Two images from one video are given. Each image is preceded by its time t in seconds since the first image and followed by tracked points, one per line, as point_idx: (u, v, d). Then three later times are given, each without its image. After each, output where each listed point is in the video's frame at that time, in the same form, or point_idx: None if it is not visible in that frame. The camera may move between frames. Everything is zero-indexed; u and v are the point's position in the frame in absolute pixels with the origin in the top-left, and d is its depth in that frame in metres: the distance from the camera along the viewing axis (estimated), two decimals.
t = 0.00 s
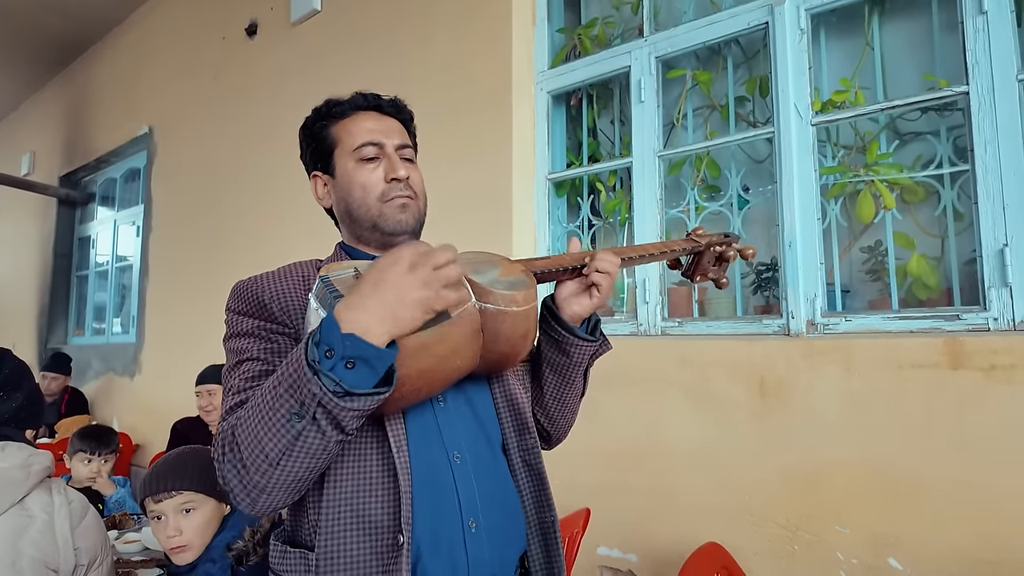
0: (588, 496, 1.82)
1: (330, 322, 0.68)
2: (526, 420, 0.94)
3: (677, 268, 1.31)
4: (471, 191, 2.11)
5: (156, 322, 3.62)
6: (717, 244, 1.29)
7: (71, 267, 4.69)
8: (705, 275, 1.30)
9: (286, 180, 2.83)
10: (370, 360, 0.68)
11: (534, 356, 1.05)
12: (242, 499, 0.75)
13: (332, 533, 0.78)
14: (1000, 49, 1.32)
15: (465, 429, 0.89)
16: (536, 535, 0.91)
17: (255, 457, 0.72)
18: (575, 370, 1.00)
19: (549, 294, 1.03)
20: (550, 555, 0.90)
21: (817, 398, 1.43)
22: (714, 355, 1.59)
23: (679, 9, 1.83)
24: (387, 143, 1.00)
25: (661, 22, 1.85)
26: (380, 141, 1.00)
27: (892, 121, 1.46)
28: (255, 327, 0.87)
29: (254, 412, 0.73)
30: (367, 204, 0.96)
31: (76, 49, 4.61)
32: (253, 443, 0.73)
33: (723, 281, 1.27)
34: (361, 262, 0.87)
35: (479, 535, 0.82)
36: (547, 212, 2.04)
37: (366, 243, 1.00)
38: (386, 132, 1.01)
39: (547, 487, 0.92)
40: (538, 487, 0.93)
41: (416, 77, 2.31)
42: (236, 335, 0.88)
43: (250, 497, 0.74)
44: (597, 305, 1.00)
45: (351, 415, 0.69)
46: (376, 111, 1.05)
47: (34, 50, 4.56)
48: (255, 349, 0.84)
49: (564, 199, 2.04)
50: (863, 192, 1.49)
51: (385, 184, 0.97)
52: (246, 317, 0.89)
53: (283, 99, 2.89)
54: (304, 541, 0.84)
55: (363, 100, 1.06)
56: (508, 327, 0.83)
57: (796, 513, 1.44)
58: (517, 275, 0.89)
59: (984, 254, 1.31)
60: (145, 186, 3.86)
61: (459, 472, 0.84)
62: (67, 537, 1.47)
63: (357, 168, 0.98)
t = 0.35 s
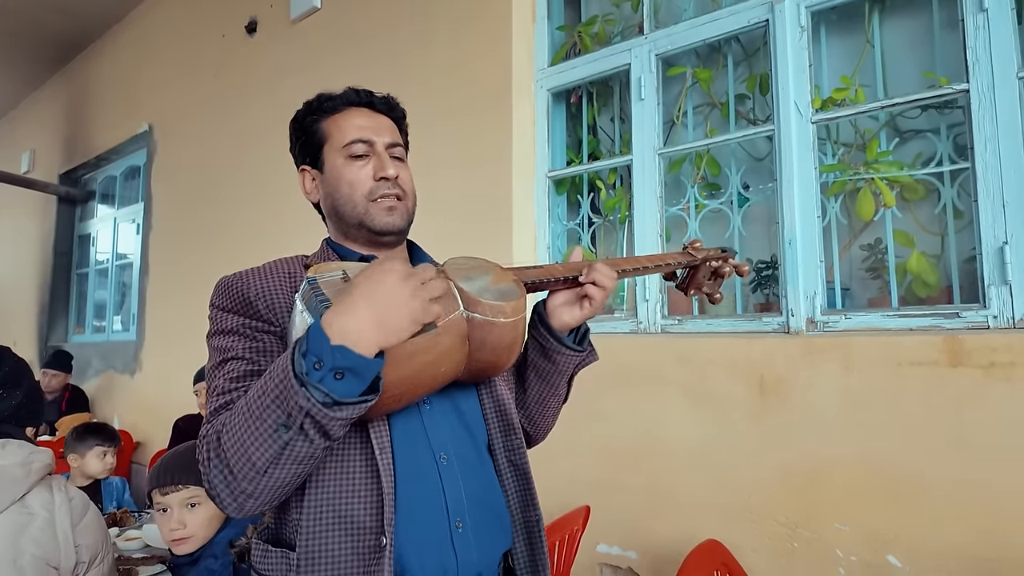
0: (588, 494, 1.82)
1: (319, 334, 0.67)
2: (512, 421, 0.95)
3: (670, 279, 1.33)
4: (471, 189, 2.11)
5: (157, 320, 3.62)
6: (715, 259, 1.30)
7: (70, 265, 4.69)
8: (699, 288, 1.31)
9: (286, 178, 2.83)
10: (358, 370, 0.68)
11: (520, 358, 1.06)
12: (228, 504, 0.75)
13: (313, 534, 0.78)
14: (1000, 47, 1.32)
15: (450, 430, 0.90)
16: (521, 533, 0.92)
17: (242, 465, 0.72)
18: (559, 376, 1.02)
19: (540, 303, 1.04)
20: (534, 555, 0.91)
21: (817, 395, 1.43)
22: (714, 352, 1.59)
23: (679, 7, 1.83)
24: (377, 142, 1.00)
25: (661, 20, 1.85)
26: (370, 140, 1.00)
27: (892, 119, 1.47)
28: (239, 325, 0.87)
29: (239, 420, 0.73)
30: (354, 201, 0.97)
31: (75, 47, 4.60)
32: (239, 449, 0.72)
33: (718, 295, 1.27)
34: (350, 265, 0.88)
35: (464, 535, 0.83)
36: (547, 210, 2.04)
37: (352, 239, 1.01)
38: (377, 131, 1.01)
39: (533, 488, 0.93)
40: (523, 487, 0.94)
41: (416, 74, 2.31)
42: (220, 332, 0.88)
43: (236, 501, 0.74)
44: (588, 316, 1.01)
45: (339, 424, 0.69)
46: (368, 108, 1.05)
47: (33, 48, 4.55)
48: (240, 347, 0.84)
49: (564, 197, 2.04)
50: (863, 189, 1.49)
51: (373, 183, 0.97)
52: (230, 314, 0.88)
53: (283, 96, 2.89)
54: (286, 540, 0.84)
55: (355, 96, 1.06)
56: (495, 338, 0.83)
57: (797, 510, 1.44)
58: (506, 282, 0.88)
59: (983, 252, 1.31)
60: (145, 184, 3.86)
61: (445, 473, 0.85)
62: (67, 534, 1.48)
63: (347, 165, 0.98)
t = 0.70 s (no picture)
0: (588, 492, 1.82)
1: (292, 330, 0.66)
2: (497, 424, 0.94)
3: (670, 279, 1.35)
4: (472, 188, 2.11)
5: (157, 318, 3.62)
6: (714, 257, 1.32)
7: (71, 263, 4.69)
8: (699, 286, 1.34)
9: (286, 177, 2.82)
10: (333, 369, 0.66)
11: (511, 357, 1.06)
12: (212, 502, 0.73)
13: (299, 538, 0.78)
14: (1001, 45, 1.31)
15: (437, 433, 0.90)
16: (502, 532, 0.92)
17: (222, 463, 0.71)
18: (550, 375, 1.02)
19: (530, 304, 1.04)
20: (515, 556, 0.92)
21: (817, 394, 1.43)
22: (714, 351, 1.60)
23: (680, 6, 1.82)
24: (364, 133, 1.01)
25: (662, 18, 1.85)
26: (357, 131, 1.01)
27: (893, 118, 1.47)
28: (230, 326, 0.86)
29: (221, 417, 0.72)
30: (341, 193, 0.98)
31: (75, 45, 4.60)
32: (220, 447, 0.71)
33: (717, 294, 1.31)
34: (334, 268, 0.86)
35: (450, 538, 0.84)
36: (548, 208, 2.04)
37: (341, 233, 1.01)
38: (363, 123, 1.02)
39: (514, 485, 0.93)
40: (506, 488, 0.93)
41: (416, 73, 2.31)
42: (210, 332, 0.88)
43: (219, 500, 0.73)
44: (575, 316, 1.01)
45: (314, 423, 0.67)
46: (355, 99, 1.07)
47: (34, 46, 4.55)
48: (229, 349, 0.84)
49: (564, 195, 2.04)
50: (863, 188, 1.49)
51: (359, 175, 0.98)
52: (220, 314, 0.88)
53: (283, 95, 2.89)
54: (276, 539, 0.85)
55: (342, 87, 1.07)
56: (481, 342, 0.84)
57: (797, 508, 1.44)
58: (494, 285, 0.90)
59: (984, 250, 1.31)
60: (145, 182, 3.86)
61: (430, 475, 0.85)
62: (71, 532, 1.48)
63: (333, 157, 0.99)
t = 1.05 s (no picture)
0: (588, 491, 1.82)
1: (275, 266, 0.69)
2: (491, 437, 0.92)
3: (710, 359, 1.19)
4: (472, 185, 2.11)
5: (157, 316, 3.62)
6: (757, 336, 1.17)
7: (70, 262, 4.68)
8: (743, 370, 1.18)
9: (286, 175, 2.82)
10: (308, 304, 0.68)
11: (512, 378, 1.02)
12: (175, 450, 0.72)
13: (264, 525, 0.78)
14: (1001, 43, 1.31)
15: (428, 438, 0.89)
16: (491, 544, 0.92)
17: (188, 401, 0.70)
18: (547, 409, 0.99)
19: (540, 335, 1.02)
20: (502, 562, 0.92)
21: (818, 392, 1.43)
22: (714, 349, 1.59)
23: (679, 3, 1.82)
24: (389, 132, 0.99)
25: (662, 15, 1.84)
26: (382, 130, 0.99)
27: (893, 115, 1.46)
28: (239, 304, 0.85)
29: (195, 357, 0.73)
30: (360, 191, 0.96)
31: (74, 43, 4.59)
32: (187, 387, 0.71)
33: (763, 381, 1.16)
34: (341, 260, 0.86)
35: (435, 545, 0.83)
36: (547, 206, 2.03)
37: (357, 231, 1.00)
38: (390, 121, 1.00)
39: (506, 504, 0.92)
40: (496, 503, 0.92)
41: (416, 70, 2.30)
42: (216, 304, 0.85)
43: (182, 447, 0.71)
44: (578, 350, 0.96)
45: (282, 357, 0.67)
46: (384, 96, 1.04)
47: (33, 45, 4.54)
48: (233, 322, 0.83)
49: (564, 193, 2.04)
50: (863, 186, 1.48)
51: (381, 175, 0.96)
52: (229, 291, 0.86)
53: (283, 93, 2.88)
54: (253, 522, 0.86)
55: (372, 84, 1.05)
56: (468, 336, 0.81)
57: (797, 506, 1.44)
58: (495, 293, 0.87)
59: (984, 248, 1.31)
60: (144, 180, 3.86)
61: (419, 482, 0.84)
62: (70, 530, 1.47)
63: (356, 154, 0.97)
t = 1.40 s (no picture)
0: (587, 489, 1.82)
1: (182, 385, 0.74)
2: (492, 441, 0.91)
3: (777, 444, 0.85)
4: (470, 183, 2.10)
5: (156, 314, 3.61)
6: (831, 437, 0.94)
7: (69, 260, 4.67)
8: (804, 460, 0.96)
9: (284, 173, 2.81)
10: (207, 425, 0.73)
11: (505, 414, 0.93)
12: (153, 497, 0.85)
13: (255, 521, 0.82)
14: (1002, 38, 1.30)
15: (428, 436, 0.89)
16: (497, 550, 0.90)
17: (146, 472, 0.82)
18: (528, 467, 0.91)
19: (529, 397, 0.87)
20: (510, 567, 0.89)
21: (818, 390, 1.42)
22: (713, 347, 1.59)
23: None
24: (414, 133, 1.01)
25: (661, 12, 1.84)
26: (407, 130, 1.01)
27: (893, 112, 1.46)
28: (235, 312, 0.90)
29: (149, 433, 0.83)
30: (382, 188, 0.98)
31: (72, 40, 4.58)
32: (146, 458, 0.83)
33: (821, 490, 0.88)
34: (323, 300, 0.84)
35: (427, 545, 0.84)
36: (547, 204, 2.03)
37: (377, 228, 1.01)
38: (416, 123, 1.02)
39: (508, 512, 0.89)
40: (500, 509, 0.90)
41: (415, 67, 2.29)
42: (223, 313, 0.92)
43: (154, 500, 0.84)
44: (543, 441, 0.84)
45: (195, 465, 0.75)
46: (413, 97, 1.06)
47: (31, 42, 4.53)
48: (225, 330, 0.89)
49: (563, 191, 2.03)
50: (863, 183, 1.48)
51: (403, 173, 0.98)
52: (236, 298, 0.92)
53: (281, 90, 2.87)
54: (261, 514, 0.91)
55: (402, 85, 1.06)
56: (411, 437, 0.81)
57: (797, 504, 1.44)
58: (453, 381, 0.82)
59: (985, 246, 1.30)
60: (143, 178, 3.85)
61: (413, 482, 0.85)
62: (64, 529, 1.47)
63: (380, 151, 1.00)
